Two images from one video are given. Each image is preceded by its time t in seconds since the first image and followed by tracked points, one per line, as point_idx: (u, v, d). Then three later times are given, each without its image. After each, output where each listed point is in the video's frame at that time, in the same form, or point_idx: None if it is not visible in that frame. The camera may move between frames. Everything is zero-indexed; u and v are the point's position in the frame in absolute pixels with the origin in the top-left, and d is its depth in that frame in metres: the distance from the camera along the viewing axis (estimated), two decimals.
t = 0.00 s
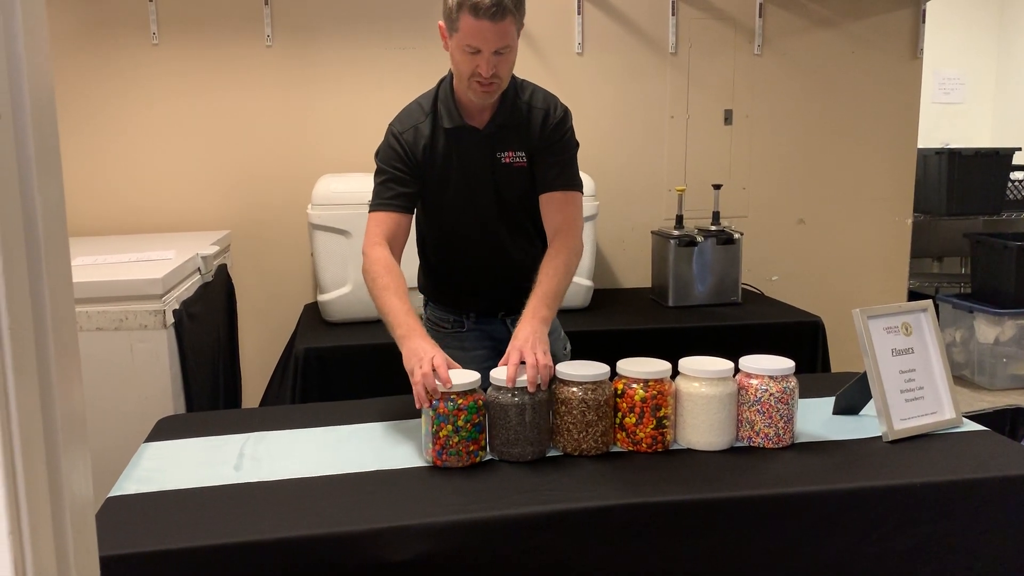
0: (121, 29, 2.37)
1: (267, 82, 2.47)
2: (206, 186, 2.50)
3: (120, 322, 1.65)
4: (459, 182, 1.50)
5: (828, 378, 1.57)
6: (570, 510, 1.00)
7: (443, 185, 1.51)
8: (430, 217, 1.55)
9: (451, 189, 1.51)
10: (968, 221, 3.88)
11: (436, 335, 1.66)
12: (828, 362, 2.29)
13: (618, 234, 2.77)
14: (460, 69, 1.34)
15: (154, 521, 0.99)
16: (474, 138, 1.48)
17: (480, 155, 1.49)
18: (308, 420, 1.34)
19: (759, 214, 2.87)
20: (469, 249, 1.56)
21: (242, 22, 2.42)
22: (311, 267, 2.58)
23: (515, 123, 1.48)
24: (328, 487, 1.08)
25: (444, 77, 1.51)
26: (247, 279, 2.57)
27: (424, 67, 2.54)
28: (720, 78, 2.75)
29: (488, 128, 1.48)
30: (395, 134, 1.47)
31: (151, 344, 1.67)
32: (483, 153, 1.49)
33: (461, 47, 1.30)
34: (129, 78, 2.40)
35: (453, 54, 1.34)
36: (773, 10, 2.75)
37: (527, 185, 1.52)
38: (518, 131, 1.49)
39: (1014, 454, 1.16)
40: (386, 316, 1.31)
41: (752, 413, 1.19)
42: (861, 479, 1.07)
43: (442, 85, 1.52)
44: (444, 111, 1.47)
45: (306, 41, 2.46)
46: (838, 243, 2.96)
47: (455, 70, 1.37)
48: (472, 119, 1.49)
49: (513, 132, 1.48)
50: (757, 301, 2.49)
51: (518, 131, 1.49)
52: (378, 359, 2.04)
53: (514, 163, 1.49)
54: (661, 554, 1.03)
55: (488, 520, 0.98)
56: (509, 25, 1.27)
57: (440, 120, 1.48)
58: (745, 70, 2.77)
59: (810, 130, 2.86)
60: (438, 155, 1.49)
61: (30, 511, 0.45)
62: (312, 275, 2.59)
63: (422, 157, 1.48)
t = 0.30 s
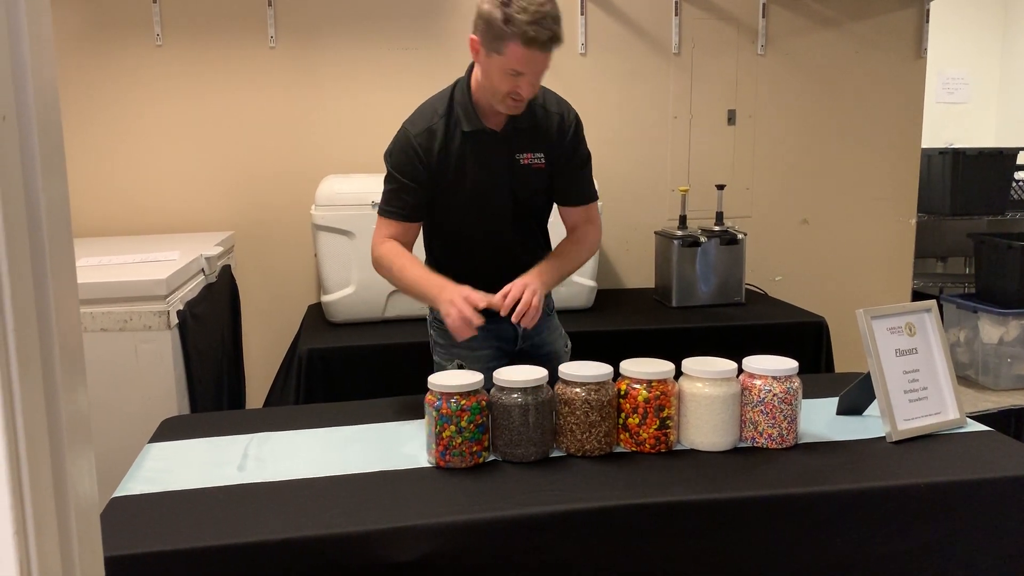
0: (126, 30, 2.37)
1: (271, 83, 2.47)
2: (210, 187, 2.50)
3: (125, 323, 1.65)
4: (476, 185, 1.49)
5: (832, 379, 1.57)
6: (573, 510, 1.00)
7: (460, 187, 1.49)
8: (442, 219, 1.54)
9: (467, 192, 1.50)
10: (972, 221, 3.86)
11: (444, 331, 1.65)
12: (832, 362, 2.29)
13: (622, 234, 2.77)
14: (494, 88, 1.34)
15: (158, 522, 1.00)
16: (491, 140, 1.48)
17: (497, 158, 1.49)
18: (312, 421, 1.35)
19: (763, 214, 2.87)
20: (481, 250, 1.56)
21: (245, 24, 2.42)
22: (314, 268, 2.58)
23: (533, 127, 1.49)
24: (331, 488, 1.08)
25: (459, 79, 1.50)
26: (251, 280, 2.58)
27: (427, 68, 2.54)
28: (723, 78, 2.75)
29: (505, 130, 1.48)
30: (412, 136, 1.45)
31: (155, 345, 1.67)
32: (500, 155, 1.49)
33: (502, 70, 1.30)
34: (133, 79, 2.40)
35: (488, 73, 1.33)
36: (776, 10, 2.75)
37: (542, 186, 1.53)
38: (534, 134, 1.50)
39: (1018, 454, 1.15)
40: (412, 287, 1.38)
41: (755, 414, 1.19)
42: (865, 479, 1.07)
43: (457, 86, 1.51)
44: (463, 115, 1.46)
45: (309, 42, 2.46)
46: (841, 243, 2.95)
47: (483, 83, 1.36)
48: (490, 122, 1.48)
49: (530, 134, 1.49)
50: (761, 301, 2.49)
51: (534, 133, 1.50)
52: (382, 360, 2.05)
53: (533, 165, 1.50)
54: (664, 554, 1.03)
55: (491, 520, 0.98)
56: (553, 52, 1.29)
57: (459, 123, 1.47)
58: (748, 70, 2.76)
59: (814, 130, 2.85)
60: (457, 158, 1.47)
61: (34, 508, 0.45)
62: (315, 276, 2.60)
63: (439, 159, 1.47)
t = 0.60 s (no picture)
0: (128, 31, 2.38)
1: (274, 83, 2.47)
2: (213, 187, 2.50)
3: (128, 323, 1.65)
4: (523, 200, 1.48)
5: (835, 379, 1.56)
6: (576, 510, 1.00)
7: (509, 203, 1.47)
8: (479, 231, 1.49)
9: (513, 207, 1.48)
10: (976, 220, 3.86)
11: (455, 323, 1.64)
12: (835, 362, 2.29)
13: (625, 234, 2.77)
14: (570, 119, 1.40)
15: (161, 522, 1.00)
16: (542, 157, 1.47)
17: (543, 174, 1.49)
18: (315, 421, 1.34)
19: (766, 215, 2.86)
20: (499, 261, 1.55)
21: (248, 24, 2.43)
22: (317, 268, 2.58)
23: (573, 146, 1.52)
24: (334, 488, 1.08)
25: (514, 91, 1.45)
26: (254, 280, 2.58)
27: (429, 68, 2.54)
28: (726, 77, 2.75)
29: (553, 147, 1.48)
30: (471, 149, 1.38)
31: (158, 345, 1.67)
32: (547, 171, 1.49)
33: (588, 108, 1.36)
34: (136, 79, 2.41)
35: (568, 106, 1.38)
36: (779, 10, 2.74)
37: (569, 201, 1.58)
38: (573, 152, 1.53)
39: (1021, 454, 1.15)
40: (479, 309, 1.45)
41: (758, 414, 1.19)
42: (868, 479, 1.07)
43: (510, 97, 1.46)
44: (522, 131, 1.43)
45: (312, 42, 2.47)
46: (844, 243, 2.94)
47: (558, 112, 1.40)
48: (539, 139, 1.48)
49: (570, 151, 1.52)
50: (763, 301, 2.49)
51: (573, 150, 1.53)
52: (384, 359, 2.05)
53: (570, 181, 1.53)
54: (667, 554, 1.03)
55: (493, 520, 0.98)
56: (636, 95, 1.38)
57: (517, 140, 1.43)
58: (751, 70, 2.76)
59: (817, 129, 2.85)
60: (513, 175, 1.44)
61: (39, 511, 0.45)
62: (318, 276, 2.60)
63: (494, 173, 1.42)
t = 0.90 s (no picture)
0: (130, 30, 2.38)
1: (275, 83, 2.47)
2: (214, 186, 2.51)
3: (130, 322, 1.65)
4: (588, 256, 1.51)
5: (837, 378, 1.56)
6: (579, 509, 1.00)
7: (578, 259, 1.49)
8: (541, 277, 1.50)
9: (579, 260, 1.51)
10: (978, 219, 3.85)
11: (462, 313, 1.64)
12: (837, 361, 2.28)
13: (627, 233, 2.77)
14: (642, 211, 1.41)
15: (164, 522, 1.00)
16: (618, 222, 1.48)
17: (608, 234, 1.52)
18: (317, 420, 1.34)
19: (768, 214, 2.86)
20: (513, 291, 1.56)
21: (249, 23, 2.43)
22: (319, 267, 2.58)
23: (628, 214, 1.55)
24: (336, 487, 1.08)
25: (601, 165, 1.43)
26: (256, 279, 2.58)
27: (430, 67, 2.54)
28: (729, 77, 2.75)
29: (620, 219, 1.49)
30: (576, 212, 1.36)
31: (161, 344, 1.67)
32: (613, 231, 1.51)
33: (666, 206, 1.37)
34: (138, 78, 2.41)
35: (646, 199, 1.39)
36: (781, 9, 2.74)
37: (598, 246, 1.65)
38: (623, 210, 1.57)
39: None
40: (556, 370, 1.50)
41: (760, 413, 1.18)
42: (871, 479, 1.07)
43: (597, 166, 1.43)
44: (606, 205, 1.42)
45: (313, 41, 2.47)
46: (846, 243, 2.94)
47: (634, 201, 1.41)
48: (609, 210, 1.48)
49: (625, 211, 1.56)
50: (766, 300, 2.49)
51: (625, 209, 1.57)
52: (386, 359, 2.05)
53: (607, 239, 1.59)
54: (670, 553, 1.03)
55: (496, 519, 0.98)
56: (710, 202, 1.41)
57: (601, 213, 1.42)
58: (753, 69, 2.76)
59: (819, 128, 2.84)
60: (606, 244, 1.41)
61: (41, 511, 0.45)
62: (320, 275, 2.60)
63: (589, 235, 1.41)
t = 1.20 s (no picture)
0: (131, 31, 2.38)
1: (276, 83, 2.47)
2: (215, 187, 2.51)
3: (131, 323, 1.65)
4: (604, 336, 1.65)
5: (839, 378, 1.56)
6: (581, 509, 1.00)
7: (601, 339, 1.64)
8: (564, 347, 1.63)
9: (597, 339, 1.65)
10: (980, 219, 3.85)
11: (464, 324, 1.70)
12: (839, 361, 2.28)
13: (629, 234, 2.76)
14: (661, 323, 1.55)
15: (165, 522, 1.00)
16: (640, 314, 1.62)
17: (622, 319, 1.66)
18: (318, 421, 1.34)
19: (770, 215, 2.86)
20: (504, 327, 1.67)
21: (250, 24, 2.43)
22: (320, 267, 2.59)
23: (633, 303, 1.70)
24: (337, 488, 1.08)
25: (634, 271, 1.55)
26: (257, 280, 2.58)
27: (431, 68, 2.54)
28: (730, 77, 2.74)
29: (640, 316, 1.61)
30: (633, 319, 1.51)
31: (162, 345, 1.68)
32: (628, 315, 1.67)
33: (688, 319, 1.52)
34: (139, 79, 2.41)
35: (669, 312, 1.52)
36: (783, 9, 2.74)
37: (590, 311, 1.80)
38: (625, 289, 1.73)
39: None
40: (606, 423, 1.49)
41: (762, 413, 1.18)
42: (873, 479, 1.06)
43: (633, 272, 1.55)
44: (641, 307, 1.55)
45: (314, 42, 2.47)
46: (848, 243, 2.94)
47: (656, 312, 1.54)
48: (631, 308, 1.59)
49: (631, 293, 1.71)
50: (767, 300, 2.48)
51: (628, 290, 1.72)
52: (388, 359, 2.05)
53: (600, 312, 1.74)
54: (672, 554, 1.03)
55: (498, 519, 0.98)
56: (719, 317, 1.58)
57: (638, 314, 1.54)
58: (754, 69, 2.75)
59: (820, 128, 2.84)
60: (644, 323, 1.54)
61: (41, 511, 0.45)
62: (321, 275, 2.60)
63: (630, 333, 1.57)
